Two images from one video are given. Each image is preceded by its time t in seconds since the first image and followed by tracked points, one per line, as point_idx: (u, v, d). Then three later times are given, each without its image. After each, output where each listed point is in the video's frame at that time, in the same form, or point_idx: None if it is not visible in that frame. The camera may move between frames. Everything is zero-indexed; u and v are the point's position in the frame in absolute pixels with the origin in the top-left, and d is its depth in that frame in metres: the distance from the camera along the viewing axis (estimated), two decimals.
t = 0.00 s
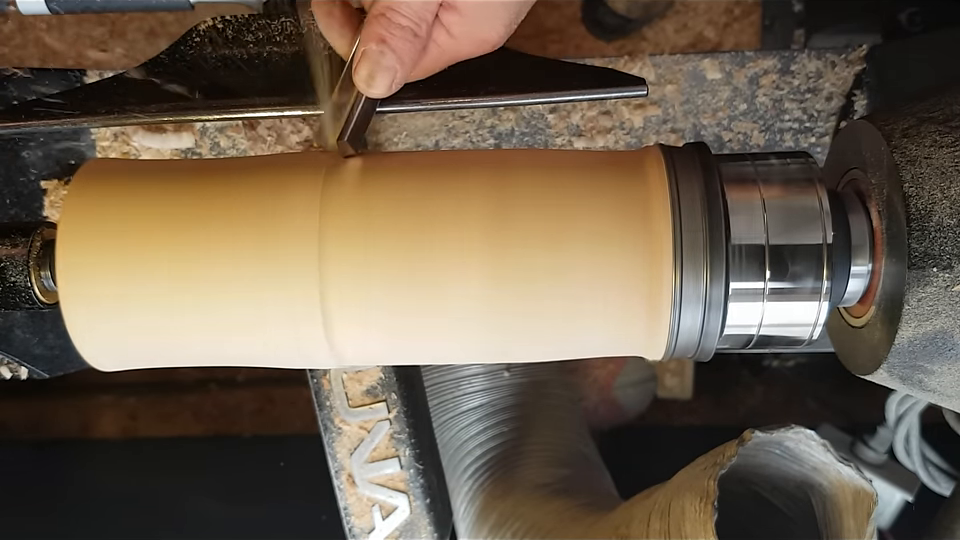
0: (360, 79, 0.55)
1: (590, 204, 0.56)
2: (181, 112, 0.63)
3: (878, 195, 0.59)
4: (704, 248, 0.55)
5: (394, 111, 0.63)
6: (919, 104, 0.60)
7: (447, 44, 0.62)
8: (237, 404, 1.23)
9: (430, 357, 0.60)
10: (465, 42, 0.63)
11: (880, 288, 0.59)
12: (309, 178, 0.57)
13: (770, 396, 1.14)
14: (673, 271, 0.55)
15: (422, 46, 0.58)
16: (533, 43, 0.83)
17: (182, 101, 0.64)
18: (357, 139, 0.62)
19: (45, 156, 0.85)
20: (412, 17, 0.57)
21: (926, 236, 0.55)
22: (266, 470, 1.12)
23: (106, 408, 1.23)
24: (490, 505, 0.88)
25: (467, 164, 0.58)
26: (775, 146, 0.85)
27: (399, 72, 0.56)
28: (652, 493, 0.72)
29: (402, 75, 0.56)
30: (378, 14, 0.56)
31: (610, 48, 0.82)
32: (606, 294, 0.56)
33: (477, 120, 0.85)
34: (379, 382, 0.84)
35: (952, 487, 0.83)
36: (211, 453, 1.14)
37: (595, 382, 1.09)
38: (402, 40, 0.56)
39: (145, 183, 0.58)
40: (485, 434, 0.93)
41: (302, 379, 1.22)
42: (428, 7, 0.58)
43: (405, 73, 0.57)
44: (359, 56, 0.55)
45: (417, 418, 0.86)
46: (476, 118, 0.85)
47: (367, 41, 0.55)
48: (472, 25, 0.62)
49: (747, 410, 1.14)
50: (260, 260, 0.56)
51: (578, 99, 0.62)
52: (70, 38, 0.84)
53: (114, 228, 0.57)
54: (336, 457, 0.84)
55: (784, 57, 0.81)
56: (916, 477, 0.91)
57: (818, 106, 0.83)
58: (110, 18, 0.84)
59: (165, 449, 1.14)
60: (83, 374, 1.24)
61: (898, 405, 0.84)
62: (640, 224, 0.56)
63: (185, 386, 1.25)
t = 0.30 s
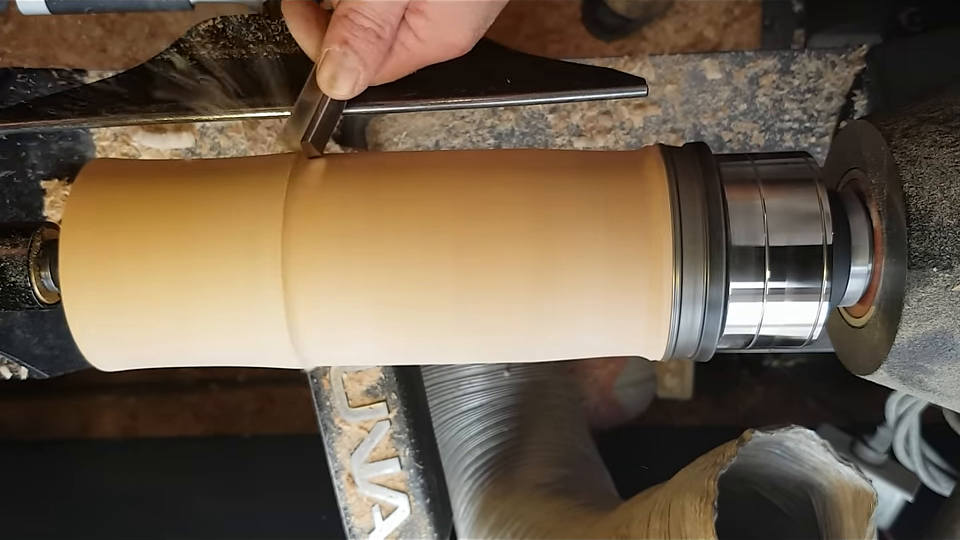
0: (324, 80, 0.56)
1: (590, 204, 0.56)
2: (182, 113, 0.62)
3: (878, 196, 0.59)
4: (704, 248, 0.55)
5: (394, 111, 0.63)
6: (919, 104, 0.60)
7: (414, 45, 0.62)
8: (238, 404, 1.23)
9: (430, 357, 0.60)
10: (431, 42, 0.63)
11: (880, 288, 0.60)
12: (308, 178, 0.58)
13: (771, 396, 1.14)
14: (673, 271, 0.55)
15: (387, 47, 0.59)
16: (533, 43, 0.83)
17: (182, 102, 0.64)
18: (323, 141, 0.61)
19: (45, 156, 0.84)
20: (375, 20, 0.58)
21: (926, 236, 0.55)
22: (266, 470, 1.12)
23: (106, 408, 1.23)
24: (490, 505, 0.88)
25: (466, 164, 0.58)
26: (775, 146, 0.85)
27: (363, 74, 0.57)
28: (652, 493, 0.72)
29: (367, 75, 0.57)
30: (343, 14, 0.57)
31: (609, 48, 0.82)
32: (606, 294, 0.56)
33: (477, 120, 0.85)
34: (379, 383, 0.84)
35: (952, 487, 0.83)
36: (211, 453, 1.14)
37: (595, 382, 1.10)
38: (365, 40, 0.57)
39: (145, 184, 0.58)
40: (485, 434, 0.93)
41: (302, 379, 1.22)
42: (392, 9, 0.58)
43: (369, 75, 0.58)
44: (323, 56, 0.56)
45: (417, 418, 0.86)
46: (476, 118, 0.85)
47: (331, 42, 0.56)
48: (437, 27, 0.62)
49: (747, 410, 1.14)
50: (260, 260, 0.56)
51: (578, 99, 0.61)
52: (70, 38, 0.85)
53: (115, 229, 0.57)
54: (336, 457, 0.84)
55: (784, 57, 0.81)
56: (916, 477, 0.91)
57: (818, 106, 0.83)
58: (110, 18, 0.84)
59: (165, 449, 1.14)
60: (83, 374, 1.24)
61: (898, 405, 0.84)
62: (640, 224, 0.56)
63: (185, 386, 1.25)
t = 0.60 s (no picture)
0: (267, 82, 0.54)
1: (590, 204, 0.56)
2: (181, 112, 0.62)
3: (878, 195, 0.59)
4: (704, 247, 0.55)
5: (393, 111, 0.63)
6: (919, 104, 0.60)
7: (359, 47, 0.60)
8: (237, 404, 1.23)
9: (431, 357, 0.60)
10: (378, 45, 0.61)
11: (880, 288, 0.60)
12: (310, 179, 0.58)
13: (771, 396, 1.14)
14: (673, 271, 0.55)
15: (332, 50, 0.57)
16: (533, 43, 0.83)
17: (181, 102, 0.64)
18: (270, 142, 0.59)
19: (45, 156, 0.85)
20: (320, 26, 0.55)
21: (926, 236, 0.55)
22: (266, 471, 1.12)
23: (106, 408, 1.23)
24: (490, 505, 0.88)
25: (466, 164, 0.58)
26: (775, 146, 0.85)
27: (307, 78, 0.55)
28: (652, 493, 0.72)
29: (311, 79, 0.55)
30: (286, 16, 0.54)
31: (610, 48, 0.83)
32: (606, 294, 0.56)
33: (477, 120, 0.85)
34: (379, 383, 0.84)
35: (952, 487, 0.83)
36: (211, 453, 1.14)
37: (595, 382, 1.09)
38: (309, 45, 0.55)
39: (145, 184, 0.58)
40: (485, 434, 0.93)
41: (302, 379, 1.22)
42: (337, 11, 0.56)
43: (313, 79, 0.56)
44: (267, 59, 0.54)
45: (417, 418, 0.86)
46: (476, 118, 0.85)
47: (275, 43, 0.53)
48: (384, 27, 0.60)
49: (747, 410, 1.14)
50: (260, 259, 0.56)
51: (578, 99, 0.61)
52: (70, 38, 0.85)
53: (115, 229, 0.57)
54: (336, 457, 0.84)
55: (784, 57, 0.81)
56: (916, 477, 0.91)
57: (818, 106, 0.83)
58: (110, 18, 0.84)
59: (165, 449, 1.14)
60: (83, 374, 1.24)
61: (898, 405, 0.84)
62: (640, 224, 0.56)
63: (185, 386, 1.25)
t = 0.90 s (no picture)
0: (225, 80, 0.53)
1: (590, 204, 0.56)
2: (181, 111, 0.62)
3: (878, 195, 0.59)
4: (704, 247, 0.55)
5: (393, 111, 0.62)
6: (918, 104, 0.60)
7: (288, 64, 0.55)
8: (237, 404, 1.23)
9: (430, 357, 0.60)
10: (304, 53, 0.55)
11: (880, 288, 0.60)
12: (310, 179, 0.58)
13: (771, 396, 1.14)
14: (673, 271, 0.55)
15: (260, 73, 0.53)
16: (533, 43, 0.84)
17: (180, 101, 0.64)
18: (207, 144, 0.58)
19: (45, 155, 0.85)
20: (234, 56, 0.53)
21: (926, 236, 0.55)
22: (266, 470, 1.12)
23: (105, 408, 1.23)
24: (490, 505, 0.87)
25: (466, 164, 0.58)
26: (775, 146, 0.85)
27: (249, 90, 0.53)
28: (652, 493, 0.72)
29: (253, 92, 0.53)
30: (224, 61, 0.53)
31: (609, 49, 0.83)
32: (606, 294, 0.56)
33: (477, 120, 0.85)
34: (379, 382, 0.83)
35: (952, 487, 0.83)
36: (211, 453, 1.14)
37: (595, 382, 1.09)
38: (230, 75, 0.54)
39: (145, 183, 0.58)
40: (485, 434, 0.93)
41: (302, 379, 1.22)
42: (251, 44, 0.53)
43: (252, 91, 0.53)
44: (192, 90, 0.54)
45: (417, 417, 0.86)
46: (476, 118, 0.85)
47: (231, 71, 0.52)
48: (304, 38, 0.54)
49: (746, 410, 1.14)
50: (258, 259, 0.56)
51: (578, 100, 0.61)
52: (70, 38, 0.85)
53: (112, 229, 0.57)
54: (336, 457, 0.85)
55: (784, 57, 0.81)
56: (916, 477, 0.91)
57: (818, 106, 0.83)
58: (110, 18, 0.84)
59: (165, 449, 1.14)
60: (83, 374, 1.24)
61: (898, 405, 0.84)
62: (641, 224, 0.56)
63: (185, 386, 1.25)
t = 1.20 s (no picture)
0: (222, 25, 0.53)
1: (590, 204, 0.56)
2: (182, 111, 0.62)
3: (878, 195, 0.59)
4: (704, 247, 0.55)
5: (394, 110, 0.62)
6: (918, 104, 0.60)
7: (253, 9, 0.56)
8: (238, 404, 1.23)
9: (431, 357, 0.60)
10: None
11: (880, 288, 0.60)
12: (310, 179, 0.58)
13: (771, 396, 1.14)
14: (673, 271, 0.55)
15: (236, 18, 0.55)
16: (534, 43, 0.84)
17: (181, 102, 0.63)
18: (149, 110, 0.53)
19: (44, 155, 0.85)
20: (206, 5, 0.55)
21: (926, 236, 0.55)
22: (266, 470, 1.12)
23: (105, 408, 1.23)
24: (490, 505, 0.87)
25: (466, 165, 0.58)
26: (775, 146, 0.85)
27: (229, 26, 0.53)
28: (652, 493, 0.72)
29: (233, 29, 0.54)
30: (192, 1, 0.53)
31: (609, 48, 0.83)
32: (606, 295, 0.56)
33: (477, 120, 0.85)
34: (379, 382, 0.83)
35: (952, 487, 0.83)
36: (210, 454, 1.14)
37: (595, 382, 1.09)
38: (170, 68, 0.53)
39: (145, 183, 0.58)
40: (485, 434, 0.93)
41: (302, 379, 1.22)
42: None
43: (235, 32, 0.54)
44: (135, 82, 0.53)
45: (417, 417, 0.86)
46: (476, 118, 0.85)
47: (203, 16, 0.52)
48: None
49: (746, 410, 1.14)
50: (259, 259, 0.56)
51: (577, 100, 0.61)
52: (70, 38, 0.85)
53: (113, 229, 0.57)
54: (336, 457, 0.85)
55: (784, 57, 0.81)
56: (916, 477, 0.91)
57: (818, 106, 0.83)
58: (110, 18, 0.84)
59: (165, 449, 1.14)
60: (83, 374, 1.24)
61: (898, 405, 0.84)
62: (641, 224, 0.56)
63: (185, 386, 1.25)
